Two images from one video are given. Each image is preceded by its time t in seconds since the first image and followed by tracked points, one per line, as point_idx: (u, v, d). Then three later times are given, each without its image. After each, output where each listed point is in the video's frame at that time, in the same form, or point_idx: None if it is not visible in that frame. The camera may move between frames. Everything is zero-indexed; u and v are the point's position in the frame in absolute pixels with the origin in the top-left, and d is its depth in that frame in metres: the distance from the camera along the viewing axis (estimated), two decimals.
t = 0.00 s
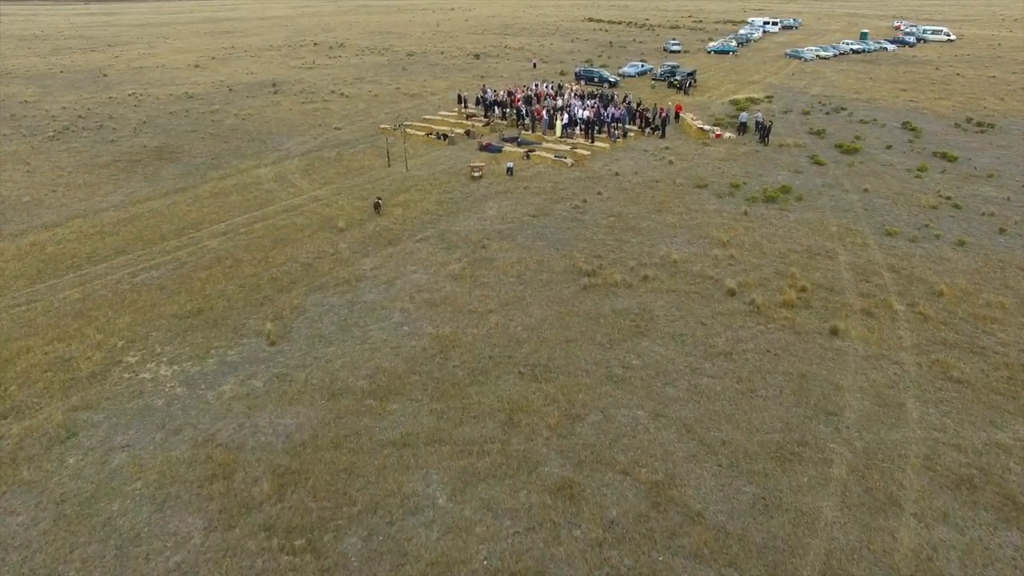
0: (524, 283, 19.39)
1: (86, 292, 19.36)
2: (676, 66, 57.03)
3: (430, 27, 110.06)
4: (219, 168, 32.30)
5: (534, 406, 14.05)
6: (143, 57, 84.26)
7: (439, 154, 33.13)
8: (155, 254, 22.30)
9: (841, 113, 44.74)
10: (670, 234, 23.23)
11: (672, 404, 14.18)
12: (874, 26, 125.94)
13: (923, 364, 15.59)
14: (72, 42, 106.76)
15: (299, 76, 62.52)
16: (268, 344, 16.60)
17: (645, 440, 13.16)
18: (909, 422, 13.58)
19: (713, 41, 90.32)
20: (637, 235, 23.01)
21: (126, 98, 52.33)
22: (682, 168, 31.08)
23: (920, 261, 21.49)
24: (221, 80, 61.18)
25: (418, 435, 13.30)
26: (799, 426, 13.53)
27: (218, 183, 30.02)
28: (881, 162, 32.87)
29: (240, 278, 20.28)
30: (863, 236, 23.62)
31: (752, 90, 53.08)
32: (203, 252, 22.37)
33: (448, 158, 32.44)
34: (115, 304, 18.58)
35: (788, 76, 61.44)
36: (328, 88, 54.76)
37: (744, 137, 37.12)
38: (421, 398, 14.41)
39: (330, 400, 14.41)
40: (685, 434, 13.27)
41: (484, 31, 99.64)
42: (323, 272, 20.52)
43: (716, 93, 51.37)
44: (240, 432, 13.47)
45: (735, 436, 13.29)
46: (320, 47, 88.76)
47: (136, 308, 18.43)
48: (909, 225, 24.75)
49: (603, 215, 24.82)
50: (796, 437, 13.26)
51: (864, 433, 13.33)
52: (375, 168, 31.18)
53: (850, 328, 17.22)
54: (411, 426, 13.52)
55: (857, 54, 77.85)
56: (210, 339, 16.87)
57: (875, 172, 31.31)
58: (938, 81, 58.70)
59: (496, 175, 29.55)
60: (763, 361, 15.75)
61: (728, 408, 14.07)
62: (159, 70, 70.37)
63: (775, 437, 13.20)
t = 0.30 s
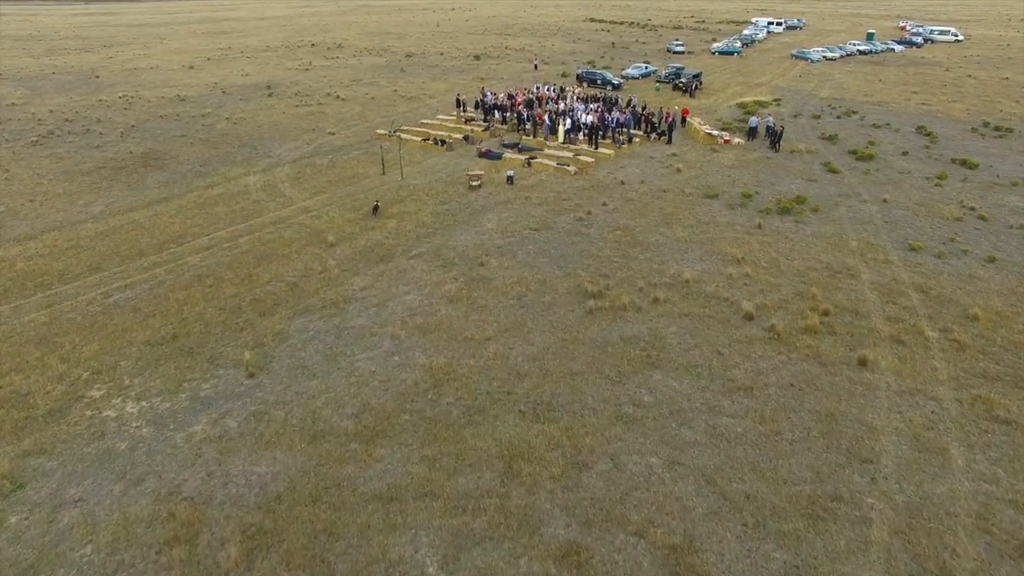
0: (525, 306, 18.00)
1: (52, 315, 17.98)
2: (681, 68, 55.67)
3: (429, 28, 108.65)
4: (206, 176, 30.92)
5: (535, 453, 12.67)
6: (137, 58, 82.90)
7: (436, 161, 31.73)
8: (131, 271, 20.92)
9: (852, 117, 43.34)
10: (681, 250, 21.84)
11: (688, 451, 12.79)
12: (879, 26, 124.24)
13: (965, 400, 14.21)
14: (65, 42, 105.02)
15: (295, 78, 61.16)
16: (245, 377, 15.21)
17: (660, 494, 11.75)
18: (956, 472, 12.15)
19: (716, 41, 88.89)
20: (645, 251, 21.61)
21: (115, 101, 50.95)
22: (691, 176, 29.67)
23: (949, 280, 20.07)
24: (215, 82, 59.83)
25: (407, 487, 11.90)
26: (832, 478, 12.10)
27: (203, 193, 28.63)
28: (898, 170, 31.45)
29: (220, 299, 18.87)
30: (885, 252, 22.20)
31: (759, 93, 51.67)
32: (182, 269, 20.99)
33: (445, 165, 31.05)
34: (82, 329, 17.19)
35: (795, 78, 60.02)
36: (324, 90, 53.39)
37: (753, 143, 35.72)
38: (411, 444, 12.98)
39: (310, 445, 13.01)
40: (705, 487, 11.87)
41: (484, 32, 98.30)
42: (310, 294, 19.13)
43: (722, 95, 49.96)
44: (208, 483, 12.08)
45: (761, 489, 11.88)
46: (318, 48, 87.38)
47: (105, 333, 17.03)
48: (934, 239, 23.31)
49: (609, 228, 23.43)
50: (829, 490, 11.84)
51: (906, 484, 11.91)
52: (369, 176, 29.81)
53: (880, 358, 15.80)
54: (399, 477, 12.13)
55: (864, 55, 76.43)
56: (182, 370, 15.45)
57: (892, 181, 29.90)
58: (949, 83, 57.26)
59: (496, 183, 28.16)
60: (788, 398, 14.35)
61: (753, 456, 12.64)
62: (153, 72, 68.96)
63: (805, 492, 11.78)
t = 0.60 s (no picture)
0: (525, 338, 16.47)
1: (8, 347, 16.45)
2: (685, 70, 54.14)
3: (428, 28, 107.12)
4: (190, 187, 29.38)
5: (536, 518, 11.16)
6: (129, 60, 81.30)
7: (431, 171, 30.21)
8: (99, 294, 19.39)
9: (864, 122, 41.81)
10: (692, 271, 20.31)
11: (710, 516, 11.26)
12: (884, 26, 122.68)
13: (1018, 452, 12.65)
14: (58, 44, 103.51)
15: (288, 81, 59.60)
16: (214, 423, 13.68)
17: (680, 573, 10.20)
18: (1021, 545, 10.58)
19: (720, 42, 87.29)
20: (654, 273, 20.09)
21: (102, 105, 49.39)
22: (700, 188, 28.14)
23: (984, 304, 18.51)
24: (206, 85, 58.26)
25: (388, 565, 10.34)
26: (877, 552, 10.52)
27: (185, 205, 27.08)
28: (917, 179, 29.90)
29: (192, 328, 17.32)
30: (912, 271, 20.63)
31: (766, 96, 50.11)
32: (155, 292, 19.47)
33: (441, 175, 29.53)
34: (38, 364, 15.65)
35: (802, 81, 58.47)
36: (318, 94, 51.83)
37: (763, 150, 34.19)
38: (395, 508, 11.43)
39: (280, 509, 11.46)
40: (733, 565, 10.32)
41: (483, 33, 96.78)
42: (290, 322, 17.59)
43: (728, 99, 48.41)
44: (163, 556, 10.56)
45: (796, 565, 10.33)
46: (314, 49, 85.81)
47: (64, 368, 15.49)
48: (962, 257, 21.76)
49: (615, 245, 21.94)
50: (874, 566, 10.30)
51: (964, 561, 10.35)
52: (361, 187, 28.29)
53: (918, 398, 14.23)
54: (380, 551, 10.57)
55: (871, 56, 74.87)
56: (143, 412, 13.91)
57: (912, 191, 28.35)
58: (961, 85, 55.67)
59: (494, 195, 26.66)
60: (818, 449, 12.81)
61: (785, 524, 11.09)
62: (144, 74, 67.40)
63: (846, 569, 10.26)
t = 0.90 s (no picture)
0: (522, 380, 14.84)
1: None
2: (688, 73, 52.57)
3: (424, 29, 105.54)
4: (167, 200, 27.68)
5: None
6: (118, 62, 79.50)
7: (424, 182, 28.57)
8: (56, 325, 17.67)
9: (876, 127, 40.22)
10: (704, 298, 18.69)
11: None
12: (887, 26, 121.19)
13: None
14: (47, 45, 101.66)
15: (280, 84, 57.94)
16: (168, 485, 11.98)
17: None
18: None
19: (721, 44, 85.75)
20: (663, 300, 18.46)
21: (85, 109, 47.66)
22: (709, 200, 26.53)
23: None
24: (194, 88, 56.56)
25: None
26: None
27: (160, 220, 25.38)
28: (938, 191, 28.30)
29: (154, 365, 15.61)
30: (944, 296, 18.99)
31: (771, 101, 48.53)
32: (117, 322, 17.75)
33: (434, 187, 27.90)
34: None
35: (808, 84, 56.91)
36: (308, 99, 50.15)
37: (773, 159, 32.61)
38: None
39: None
40: None
41: (480, 34, 95.22)
42: (263, 359, 15.92)
43: (733, 103, 46.82)
44: None
45: None
46: (308, 51, 84.08)
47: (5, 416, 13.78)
48: (996, 280, 20.11)
49: (620, 268, 20.30)
50: None
51: None
52: (349, 201, 26.65)
53: (968, 452, 12.57)
54: None
55: (876, 58, 73.31)
56: (89, 472, 12.21)
57: (934, 204, 26.73)
58: (972, 88, 54.10)
59: (490, 210, 25.04)
60: (859, 518, 11.17)
61: None
62: (131, 77, 65.66)
63: None
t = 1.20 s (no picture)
0: (520, 438, 13.12)
1: None
2: (690, 76, 50.92)
3: (420, 30, 103.80)
4: (139, 217, 25.85)
5: None
6: (105, 64, 77.52)
7: (415, 197, 26.80)
8: None
9: (888, 134, 38.56)
10: (720, 333, 16.97)
11: None
12: (889, 28, 119.62)
13: None
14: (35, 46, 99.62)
15: (269, 88, 56.13)
16: None
17: None
18: None
19: (722, 45, 84.16)
20: (675, 336, 16.73)
21: (64, 115, 45.77)
22: (719, 217, 24.81)
23: None
24: (180, 93, 54.67)
25: None
26: None
27: (129, 240, 23.54)
28: (961, 205, 26.63)
29: (102, 418, 13.79)
30: (983, 328, 17.26)
31: (778, 106, 46.83)
32: (67, 363, 15.91)
33: (425, 202, 26.15)
34: None
35: (814, 87, 55.28)
36: (297, 104, 48.32)
37: (784, 170, 30.91)
38: None
39: None
40: None
41: (477, 35, 93.54)
42: (228, 410, 14.14)
43: (738, 109, 45.12)
44: None
45: None
46: (300, 53, 82.15)
47: None
48: None
49: (626, 297, 18.57)
50: None
51: None
52: (334, 218, 24.88)
53: None
54: None
55: (881, 59, 71.75)
56: (11, 561, 10.43)
57: (959, 220, 25.04)
58: (983, 91, 52.50)
59: (485, 228, 23.31)
60: None
61: None
62: (117, 80, 63.72)
63: None
